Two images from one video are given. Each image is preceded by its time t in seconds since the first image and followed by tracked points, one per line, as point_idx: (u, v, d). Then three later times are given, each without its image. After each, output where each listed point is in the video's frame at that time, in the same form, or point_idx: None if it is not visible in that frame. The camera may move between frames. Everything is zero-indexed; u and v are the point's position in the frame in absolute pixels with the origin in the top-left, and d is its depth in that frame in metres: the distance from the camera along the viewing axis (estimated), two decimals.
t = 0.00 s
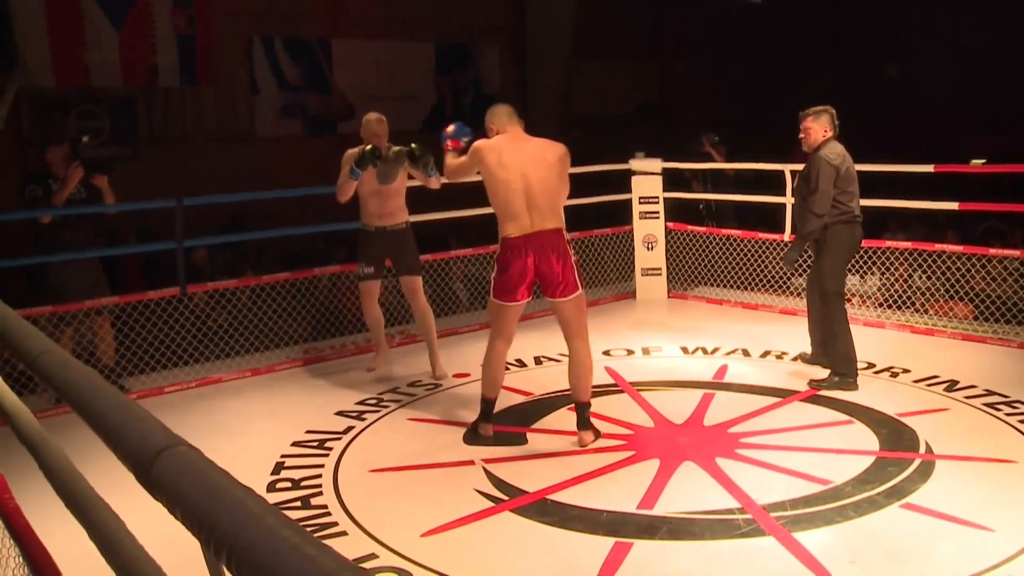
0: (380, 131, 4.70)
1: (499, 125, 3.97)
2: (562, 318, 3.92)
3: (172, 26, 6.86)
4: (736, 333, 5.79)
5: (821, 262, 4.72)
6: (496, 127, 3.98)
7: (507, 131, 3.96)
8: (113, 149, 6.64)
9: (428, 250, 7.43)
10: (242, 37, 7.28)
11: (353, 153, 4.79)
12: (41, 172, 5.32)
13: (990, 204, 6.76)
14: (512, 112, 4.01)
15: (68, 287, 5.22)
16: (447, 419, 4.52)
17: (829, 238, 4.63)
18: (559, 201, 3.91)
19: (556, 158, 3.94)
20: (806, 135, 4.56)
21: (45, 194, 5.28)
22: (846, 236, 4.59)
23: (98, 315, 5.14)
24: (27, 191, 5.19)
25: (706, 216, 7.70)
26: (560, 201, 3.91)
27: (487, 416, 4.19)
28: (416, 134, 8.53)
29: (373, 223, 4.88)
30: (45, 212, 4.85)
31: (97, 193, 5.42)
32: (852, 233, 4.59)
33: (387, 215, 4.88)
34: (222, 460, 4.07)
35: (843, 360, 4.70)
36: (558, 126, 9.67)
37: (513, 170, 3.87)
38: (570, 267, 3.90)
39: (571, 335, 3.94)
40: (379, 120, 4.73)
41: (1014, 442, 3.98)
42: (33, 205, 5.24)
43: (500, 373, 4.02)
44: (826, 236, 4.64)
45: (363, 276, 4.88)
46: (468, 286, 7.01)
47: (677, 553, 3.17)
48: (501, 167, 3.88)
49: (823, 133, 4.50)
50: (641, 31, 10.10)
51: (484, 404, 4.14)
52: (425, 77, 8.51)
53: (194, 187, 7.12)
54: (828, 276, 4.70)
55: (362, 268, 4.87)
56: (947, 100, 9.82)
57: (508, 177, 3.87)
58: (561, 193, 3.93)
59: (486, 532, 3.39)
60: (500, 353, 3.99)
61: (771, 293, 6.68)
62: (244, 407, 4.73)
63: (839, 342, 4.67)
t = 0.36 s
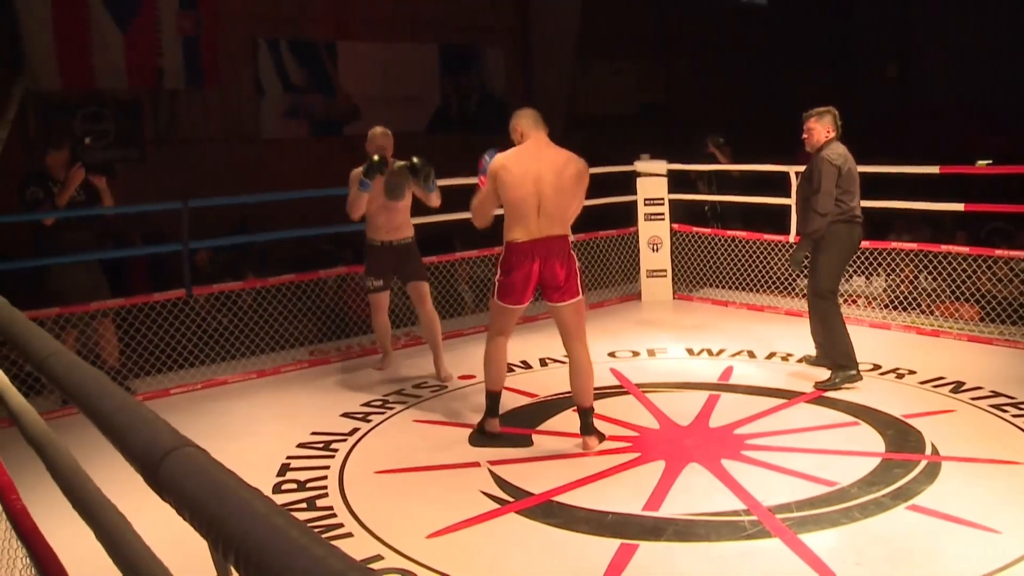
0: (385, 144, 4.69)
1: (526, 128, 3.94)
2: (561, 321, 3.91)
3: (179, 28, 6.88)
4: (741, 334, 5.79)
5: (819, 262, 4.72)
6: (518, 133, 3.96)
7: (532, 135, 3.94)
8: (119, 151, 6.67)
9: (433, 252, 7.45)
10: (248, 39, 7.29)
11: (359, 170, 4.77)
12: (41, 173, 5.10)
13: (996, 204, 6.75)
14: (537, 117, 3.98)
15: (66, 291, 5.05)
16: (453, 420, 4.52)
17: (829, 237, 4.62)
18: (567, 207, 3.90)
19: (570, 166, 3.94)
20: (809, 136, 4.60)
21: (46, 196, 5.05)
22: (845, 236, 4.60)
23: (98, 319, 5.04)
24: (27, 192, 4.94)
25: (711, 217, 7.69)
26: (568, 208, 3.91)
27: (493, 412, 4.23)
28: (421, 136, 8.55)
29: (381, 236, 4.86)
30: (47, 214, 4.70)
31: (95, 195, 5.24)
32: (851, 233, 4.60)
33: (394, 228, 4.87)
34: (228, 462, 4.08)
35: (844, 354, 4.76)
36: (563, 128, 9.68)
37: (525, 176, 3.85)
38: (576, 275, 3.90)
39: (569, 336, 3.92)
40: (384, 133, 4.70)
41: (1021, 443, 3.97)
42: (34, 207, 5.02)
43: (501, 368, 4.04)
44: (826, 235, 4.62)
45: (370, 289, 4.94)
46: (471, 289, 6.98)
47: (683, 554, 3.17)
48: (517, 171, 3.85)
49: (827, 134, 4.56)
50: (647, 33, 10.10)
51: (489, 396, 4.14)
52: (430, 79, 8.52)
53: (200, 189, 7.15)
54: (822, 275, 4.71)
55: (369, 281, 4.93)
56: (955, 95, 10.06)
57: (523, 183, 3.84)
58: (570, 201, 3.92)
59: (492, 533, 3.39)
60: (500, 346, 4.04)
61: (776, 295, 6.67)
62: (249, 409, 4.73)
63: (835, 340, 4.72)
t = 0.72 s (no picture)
0: (391, 140, 4.70)
1: (528, 134, 3.93)
2: (559, 324, 3.89)
3: (183, 32, 6.90)
4: (744, 337, 5.78)
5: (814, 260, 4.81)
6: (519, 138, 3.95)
7: (532, 140, 3.93)
8: (122, 155, 6.69)
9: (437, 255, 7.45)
10: (251, 44, 7.31)
11: (370, 158, 4.87)
12: (39, 179, 4.95)
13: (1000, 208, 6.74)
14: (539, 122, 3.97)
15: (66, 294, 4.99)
16: (456, 424, 4.51)
17: (827, 234, 4.72)
18: (568, 213, 3.91)
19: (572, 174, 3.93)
20: (808, 135, 4.68)
21: (45, 201, 4.89)
22: (842, 235, 4.71)
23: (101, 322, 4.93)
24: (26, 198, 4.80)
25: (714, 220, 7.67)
26: (568, 214, 3.92)
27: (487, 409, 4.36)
28: (424, 140, 8.55)
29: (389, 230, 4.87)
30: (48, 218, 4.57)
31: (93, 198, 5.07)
32: (847, 232, 4.71)
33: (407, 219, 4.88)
34: (230, 465, 4.08)
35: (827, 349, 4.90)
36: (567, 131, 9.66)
37: (527, 183, 3.86)
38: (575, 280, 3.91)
39: (565, 338, 3.91)
40: (391, 129, 4.69)
41: None
42: (34, 212, 4.89)
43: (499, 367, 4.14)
44: (824, 232, 4.72)
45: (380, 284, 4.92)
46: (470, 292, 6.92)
47: (685, 558, 3.17)
48: (521, 175, 3.86)
49: (826, 133, 4.65)
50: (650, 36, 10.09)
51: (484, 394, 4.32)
52: (433, 82, 8.52)
53: (203, 193, 7.16)
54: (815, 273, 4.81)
55: (379, 276, 4.91)
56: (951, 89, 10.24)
57: (527, 187, 3.85)
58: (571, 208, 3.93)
59: (494, 536, 3.39)
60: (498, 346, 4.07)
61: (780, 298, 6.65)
62: (252, 411, 4.73)
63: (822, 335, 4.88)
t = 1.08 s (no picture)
0: (405, 146, 4.68)
1: (504, 136, 3.95)
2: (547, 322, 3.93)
3: (183, 34, 6.90)
4: (746, 340, 5.78)
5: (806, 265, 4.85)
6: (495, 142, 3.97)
7: (508, 142, 3.95)
8: (124, 158, 6.67)
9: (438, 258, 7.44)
10: (252, 46, 7.32)
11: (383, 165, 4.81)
12: (35, 183, 4.83)
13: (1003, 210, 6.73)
14: (515, 124, 3.99)
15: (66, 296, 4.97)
16: (458, 427, 4.50)
17: (820, 238, 4.77)
18: (552, 212, 3.92)
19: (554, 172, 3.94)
20: (802, 138, 4.67)
21: (42, 206, 4.77)
22: (834, 240, 4.77)
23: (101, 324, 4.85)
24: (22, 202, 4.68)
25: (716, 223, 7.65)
26: (553, 213, 3.93)
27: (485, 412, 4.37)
28: (426, 143, 8.56)
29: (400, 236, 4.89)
30: (45, 222, 4.46)
31: (92, 203, 4.93)
32: (839, 237, 4.77)
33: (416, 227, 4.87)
34: (232, 467, 4.08)
35: (788, 355, 4.98)
36: (568, 133, 9.64)
37: (510, 185, 3.86)
38: (562, 277, 3.92)
39: (554, 334, 3.95)
40: (405, 136, 4.67)
41: None
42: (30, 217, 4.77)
43: (496, 371, 4.11)
44: (817, 237, 4.76)
45: (386, 288, 4.93)
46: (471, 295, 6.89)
47: (688, 560, 3.17)
48: (505, 178, 3.87)
49: (821, 137, 4.64)
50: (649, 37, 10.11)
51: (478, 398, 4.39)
52: (435, 85, 8.53)
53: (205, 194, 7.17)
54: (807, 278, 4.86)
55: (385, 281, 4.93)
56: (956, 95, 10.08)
57: (511, 189, 3.85)
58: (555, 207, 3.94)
59: (497, 539, 3.39)
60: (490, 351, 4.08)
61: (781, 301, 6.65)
62: (254, 414, 4.73)
63: (791, 338, 4.93)
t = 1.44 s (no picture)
0: (411, 147, 4.48)
1: (502, 133, 3.78)
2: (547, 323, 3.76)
3: (175, 25, 6.76)
4: (763, 344, 5.58)
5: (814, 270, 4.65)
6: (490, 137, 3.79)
7: (505, 140, 3.78)
8: (113, 154, 6.61)
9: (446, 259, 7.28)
10: (248, 40, 7.16)
11: (386, 166, 4.62)
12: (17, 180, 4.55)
13: None
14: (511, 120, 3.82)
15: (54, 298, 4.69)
16: (462, 434, 4.32)
17: (829, 242, 4.57)
18: (550, 212, 3.77)
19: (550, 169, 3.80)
20: (812, 138, 4.50)
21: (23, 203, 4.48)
22: (843, 243, 4.57)
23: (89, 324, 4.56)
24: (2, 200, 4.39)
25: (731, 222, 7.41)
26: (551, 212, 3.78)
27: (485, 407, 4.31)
28: (429, 139, 8.43)
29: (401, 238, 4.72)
30: (24, 219, 4.18)
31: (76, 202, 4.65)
32: (849, 239, 4.58)
33: (415, 229, 4.72)
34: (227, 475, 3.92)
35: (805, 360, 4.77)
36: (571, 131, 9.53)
37: (506, 185, 3.70)
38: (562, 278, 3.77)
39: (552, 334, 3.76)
40: (410, 136, 4.47)
41: None
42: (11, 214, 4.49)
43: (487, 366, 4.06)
44: (824, 241, 4.57)
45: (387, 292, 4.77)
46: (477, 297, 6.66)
47: None
48: (502, 178, 3.70)
49: (832, 135, 4.48)
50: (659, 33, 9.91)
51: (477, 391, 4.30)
52: (440, 79, 8.40)
53: (202, 192, 7.09)
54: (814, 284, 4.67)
55: (387, 285, 4.77)
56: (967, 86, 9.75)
57: (509, 190, 3.70)
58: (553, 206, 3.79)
59: (502, 552, 3.21)
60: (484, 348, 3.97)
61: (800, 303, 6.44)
62: (251, 419, 4.57)
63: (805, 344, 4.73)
